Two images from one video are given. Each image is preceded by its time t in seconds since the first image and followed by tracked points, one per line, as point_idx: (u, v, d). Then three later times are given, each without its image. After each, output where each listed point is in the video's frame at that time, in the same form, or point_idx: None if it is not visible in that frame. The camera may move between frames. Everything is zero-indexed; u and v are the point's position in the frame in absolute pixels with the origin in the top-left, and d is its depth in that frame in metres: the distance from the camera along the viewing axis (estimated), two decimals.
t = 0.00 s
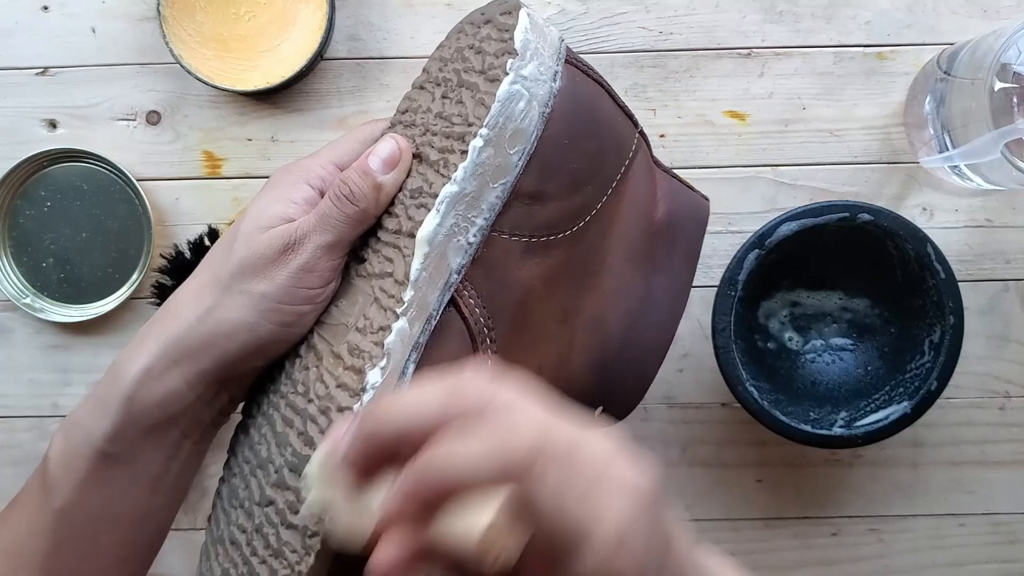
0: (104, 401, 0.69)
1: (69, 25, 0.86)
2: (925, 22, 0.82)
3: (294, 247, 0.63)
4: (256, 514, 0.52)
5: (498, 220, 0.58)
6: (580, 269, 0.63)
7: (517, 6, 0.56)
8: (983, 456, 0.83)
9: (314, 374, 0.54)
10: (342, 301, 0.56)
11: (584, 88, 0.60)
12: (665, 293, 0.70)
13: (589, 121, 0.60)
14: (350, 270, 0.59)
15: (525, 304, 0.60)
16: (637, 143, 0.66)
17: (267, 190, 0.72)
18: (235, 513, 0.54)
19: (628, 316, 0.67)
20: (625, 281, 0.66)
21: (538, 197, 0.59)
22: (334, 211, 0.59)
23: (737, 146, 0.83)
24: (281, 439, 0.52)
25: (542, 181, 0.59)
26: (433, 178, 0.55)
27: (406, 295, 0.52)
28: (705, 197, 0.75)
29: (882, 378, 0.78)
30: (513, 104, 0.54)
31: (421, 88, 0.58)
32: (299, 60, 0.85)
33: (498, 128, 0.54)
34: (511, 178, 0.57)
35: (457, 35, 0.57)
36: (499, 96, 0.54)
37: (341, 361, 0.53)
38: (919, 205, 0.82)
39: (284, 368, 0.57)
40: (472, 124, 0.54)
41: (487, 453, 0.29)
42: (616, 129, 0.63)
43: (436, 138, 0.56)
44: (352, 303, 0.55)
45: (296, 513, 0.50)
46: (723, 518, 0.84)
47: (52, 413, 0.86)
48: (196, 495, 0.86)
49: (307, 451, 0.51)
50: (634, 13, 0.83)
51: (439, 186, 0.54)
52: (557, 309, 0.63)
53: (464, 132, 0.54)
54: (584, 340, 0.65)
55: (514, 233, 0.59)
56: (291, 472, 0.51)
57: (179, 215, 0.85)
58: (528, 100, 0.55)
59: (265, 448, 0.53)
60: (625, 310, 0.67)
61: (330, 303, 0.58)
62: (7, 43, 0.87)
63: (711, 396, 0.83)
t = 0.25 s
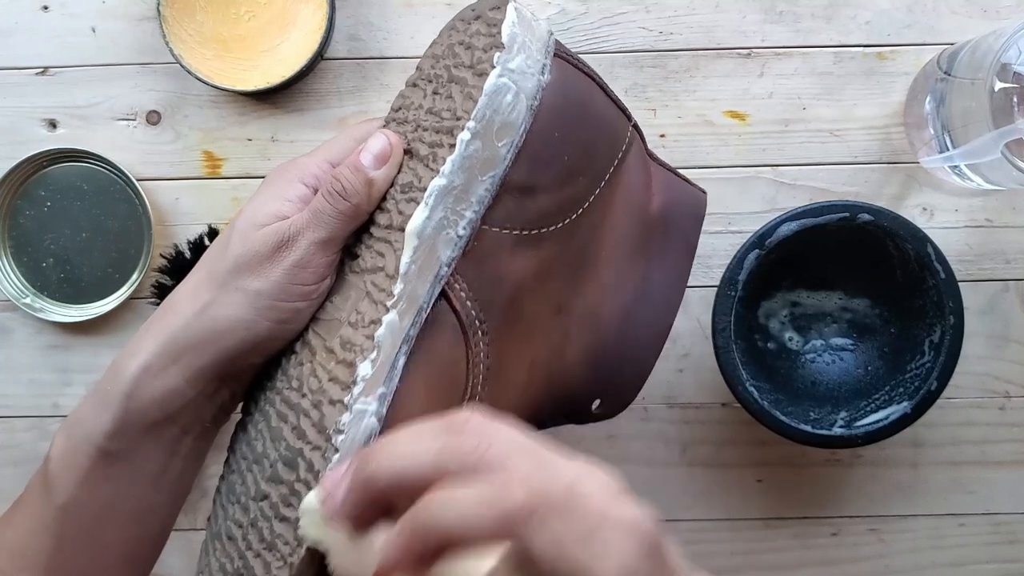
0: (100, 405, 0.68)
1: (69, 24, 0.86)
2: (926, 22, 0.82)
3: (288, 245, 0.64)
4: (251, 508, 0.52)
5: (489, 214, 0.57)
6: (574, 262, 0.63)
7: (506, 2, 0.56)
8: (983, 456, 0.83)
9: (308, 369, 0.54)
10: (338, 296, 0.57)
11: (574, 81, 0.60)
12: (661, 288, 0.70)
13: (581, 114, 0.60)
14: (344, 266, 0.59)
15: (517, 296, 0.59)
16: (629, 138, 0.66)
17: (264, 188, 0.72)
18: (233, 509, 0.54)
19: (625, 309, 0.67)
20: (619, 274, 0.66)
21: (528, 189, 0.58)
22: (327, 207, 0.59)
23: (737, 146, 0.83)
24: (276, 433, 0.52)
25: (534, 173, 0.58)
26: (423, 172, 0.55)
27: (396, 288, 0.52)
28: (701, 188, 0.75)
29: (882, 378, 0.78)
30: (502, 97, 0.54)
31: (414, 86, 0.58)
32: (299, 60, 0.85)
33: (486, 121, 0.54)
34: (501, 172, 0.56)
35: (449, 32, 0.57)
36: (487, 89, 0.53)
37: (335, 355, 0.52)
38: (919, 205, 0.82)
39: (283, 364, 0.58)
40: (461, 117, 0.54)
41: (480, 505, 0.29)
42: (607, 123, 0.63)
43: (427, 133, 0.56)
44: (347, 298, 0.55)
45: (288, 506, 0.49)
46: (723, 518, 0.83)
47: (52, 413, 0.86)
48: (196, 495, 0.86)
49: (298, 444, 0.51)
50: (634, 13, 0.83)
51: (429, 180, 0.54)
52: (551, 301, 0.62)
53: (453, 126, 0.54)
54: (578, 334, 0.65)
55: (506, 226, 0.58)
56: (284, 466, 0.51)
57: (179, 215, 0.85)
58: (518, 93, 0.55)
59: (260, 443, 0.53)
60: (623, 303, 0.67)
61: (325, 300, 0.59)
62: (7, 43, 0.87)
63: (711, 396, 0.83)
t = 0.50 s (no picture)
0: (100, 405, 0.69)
1: (69, 24, 0.86)
2: (925, 22, 0.82)
3: (301, 242, 0.63)
4: (270, 502, 0.52)
5: (500, 208, 0.58)
6: (580, 258, 0.64)
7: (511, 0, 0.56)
8: (983, 456, 0.83)
9: (323, 364, 0.54)
10: (349, 292, 0.56)
11: (579, 80, 0.60)
12: (663, 282, 0.70)
13: (585, 112, 0.61)
14: (355, 263, 0.59)
15: (526, 293, 0.61)
16: (631, 135, 0.66)
17: (271, 186, 0.72)
18: (250, 503, 0.54)
19: (630, 302, 0.67)
20: (625, 270, 0.67)
21: (537, 185, 0.59)
22: (339, 205, 0.59)
23: (738, 146, 0.83)
24: (293, 427, 0.53)
25: (543, 169, 0.59)
26: (435, 168, 0.55)
27: (412, 282, 0.52)
28: (697, 185, 0.75)
29: (882, 378, 0.78)
30: (513, 95, 0.55)
31: (420, 84, 0.58)
32: (299, 60, 0.85)
33: (497, 119, 0.54)
34: (512, 168, 0.57)
35: (455, 33, 0.57)
36: (498, 87, 0.54)
37: (350, 349, 0.53)
38: (919, 205, 0.82)
39: (294, 359, 0.58)
40: (472, 115, 0.54)
41: (503, 466, 0.31)
42: (611, 121, 0.63)
43: (436, 130, 0.56)
44: (360, 294, 0.55)
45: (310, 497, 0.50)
46: (723, 518, 0.84)
47: (52, 413, 0.86)
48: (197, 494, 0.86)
49: (319, 436, 0.51)
50: (635, 13, 0.83)
51: (442, 176, 0.54)
52: (558, 296, 0.63)
53: (464, 123, 0.54)
54: (585, 328, 0.66)
55: (516, 220, 0.59)
56: (304, 458, 0.51)
57: (179, 215, 0.85)
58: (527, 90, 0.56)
59: (277, 437, 0.54)
60: (628, 295, 0.67)
61: (337, 296, 0.58)
62: (7, 44, 0.87)
63: (711, 396, 0.83)
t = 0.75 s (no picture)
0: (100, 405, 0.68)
1: (69, 24, 0.86)
2: (925, 23, 0.82)
3: (297, 233, 0.63)
4: (277, 488, 0.53)
5: (494, 189, 0.58)
6: (574, 238, 0.64)
7: None
8: (983, 456, 0.83)
9: (325, 350, 0.54)
10: (349, 279, 0.56)
11: (564, 63, 0.61)
12: (657, 263, 0.70)
13: (571, 95, 0.61)
14: (354, 252, 0.59)
15: (523, 272, 0.61)
16: (620, 119, 0.67)
17: (268, 180, 0.71)
18: (257, 491, 0.54)
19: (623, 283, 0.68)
20: (619, 252, 0.67)
21: (529, 165, 0.59)
22: (335, 194, 0.59)
23: (738, 146, 0.82)
24: (298, 412, 0.53)
25: (535, 150, 0.59)
26: (428, 152, 0.55)
27: (411, 263, 0.52)
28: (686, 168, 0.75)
29: (882, 378, 0.78)
30: (502, 78, 0.55)
31: (409, 76, 0.58)
32: (299, 60, 0.85)
33: (489, 99, 0.55)
34: (503, 150, 0.57)
35: (441, 24, 0.58)
36: (488, 68, 0.54)
37: (351, 333, 0.53)
38: (919, 205, 0.82)
39: (295, 349, 0.58)
40: (464, 97, 0.54)
41: None
42: (598, 103, 0.64)
43: (428, 116, 0.56)
44: (359, 279, 0.55)
45: (318, 478, 0.50)
46: (723, 518, 0.84)
47: (52, 413, 0.86)
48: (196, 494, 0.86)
49: (323, 418, 0.51)
50: (634, 13, 0.83)
51: (436, 158, 0.54)
52: (555, 276, 0.64)
53: (455, 106, 0.54)
54: (581, 309, 0.66)
55: (510, 200, 0.59)
56: (310, 441, 0.51)
57: (179, 215, 0.85)
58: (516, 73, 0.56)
59: (281, 426, 0.54)
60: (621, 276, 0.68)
61: (336, 285, 0.58)
62: (7, 44, 0.87)
63: (711, 396, 0.83)
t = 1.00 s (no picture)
0: (99, 406, 0.69)
1: (69, 24, 0.86)
2: (925, 22, 0.82)
3: (296, 232, 0.62)
4: (281, 487, 0.52)
5: (494, 186, 0.58)
6: (573, 234, 0.64)
7: None
8: (983, 456, 0.83)
9: (326, 348, 0.54)
10: (349, 277, 0.57)
11: (562, 60, 0.61)
12: (653, 257, 0.71)
13: (569, 92, 0.61)
14: (354, 250, 0.59)
15: (525, 269, 0.60)
16: (614, 115, 0.67)
17: (266, 179, 0.71)
18: (260, 490, 0.54)
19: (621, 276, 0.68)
20: (615, 247, 0.68)
21: (530, 162, 0.59)
22: (333, 193, 0.58)
23: (738, 146, 0.82)
24: (300, 412, 0.53)
25: (534, 146, 0.59)
26: (428, 150, 0.55)
27: (414, 261, 0.53)
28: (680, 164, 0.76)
29: (882, 378, 0.78)
30: (501, 75, 0.55)
31: (408, 75, 0.59)
32: (299, 60, 0.85)
33: (488, 97, 0.55)
34: (504, 147, 0.57)
35: (436, 22, 0.58)
36: (486, 66, 0.55)
37: (353, 331, 0.53)
38: (919, 205, 0.82)
39: (296, 348, 0.57)
40: (463, 95, 0.55)
41: None
42: (594, 99, 0.64)
43: (427, 115, 0.56)
44: (359, 278, 0.56)
45: (324, 477, 0.50)
46: (723, 518, 0.84)
47: (52, 413, 0.86)
48: (196, 494, 0.86)
49: (327, 417, 0.51)
50: (634, 13, 0.83)
51: (435, 156, 0.55)
52: (555, 271, 0.63)
53: (454, 104, 0.55)
54: (580, 304, 0.66)
55: (510, 198, 0.59)
56: (314, 440, 0.51)
57: (179, 215, 0.85)
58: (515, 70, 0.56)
59: (283, 425, 0.54)
60: (619, 269, 0.68)
61: (336, 283, 0.58)
62: (7, 44, 0.87)
63: (711, 396, 0.83)
